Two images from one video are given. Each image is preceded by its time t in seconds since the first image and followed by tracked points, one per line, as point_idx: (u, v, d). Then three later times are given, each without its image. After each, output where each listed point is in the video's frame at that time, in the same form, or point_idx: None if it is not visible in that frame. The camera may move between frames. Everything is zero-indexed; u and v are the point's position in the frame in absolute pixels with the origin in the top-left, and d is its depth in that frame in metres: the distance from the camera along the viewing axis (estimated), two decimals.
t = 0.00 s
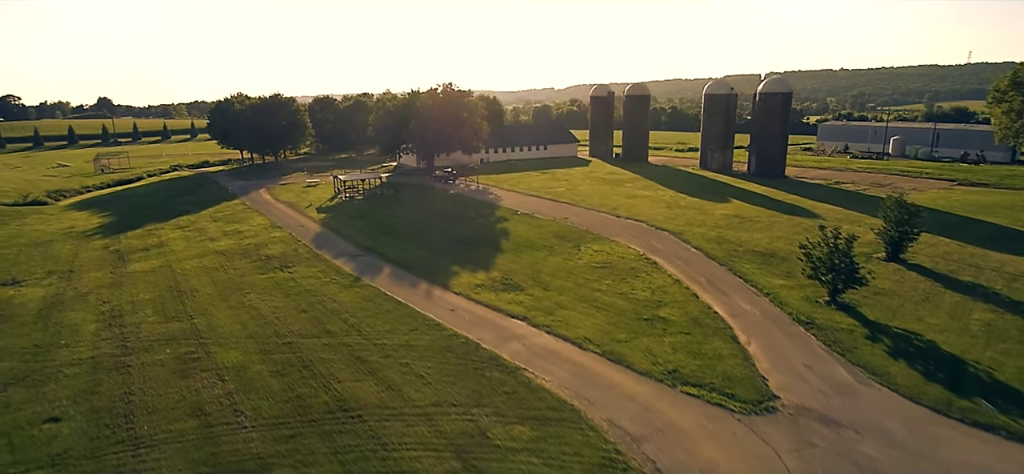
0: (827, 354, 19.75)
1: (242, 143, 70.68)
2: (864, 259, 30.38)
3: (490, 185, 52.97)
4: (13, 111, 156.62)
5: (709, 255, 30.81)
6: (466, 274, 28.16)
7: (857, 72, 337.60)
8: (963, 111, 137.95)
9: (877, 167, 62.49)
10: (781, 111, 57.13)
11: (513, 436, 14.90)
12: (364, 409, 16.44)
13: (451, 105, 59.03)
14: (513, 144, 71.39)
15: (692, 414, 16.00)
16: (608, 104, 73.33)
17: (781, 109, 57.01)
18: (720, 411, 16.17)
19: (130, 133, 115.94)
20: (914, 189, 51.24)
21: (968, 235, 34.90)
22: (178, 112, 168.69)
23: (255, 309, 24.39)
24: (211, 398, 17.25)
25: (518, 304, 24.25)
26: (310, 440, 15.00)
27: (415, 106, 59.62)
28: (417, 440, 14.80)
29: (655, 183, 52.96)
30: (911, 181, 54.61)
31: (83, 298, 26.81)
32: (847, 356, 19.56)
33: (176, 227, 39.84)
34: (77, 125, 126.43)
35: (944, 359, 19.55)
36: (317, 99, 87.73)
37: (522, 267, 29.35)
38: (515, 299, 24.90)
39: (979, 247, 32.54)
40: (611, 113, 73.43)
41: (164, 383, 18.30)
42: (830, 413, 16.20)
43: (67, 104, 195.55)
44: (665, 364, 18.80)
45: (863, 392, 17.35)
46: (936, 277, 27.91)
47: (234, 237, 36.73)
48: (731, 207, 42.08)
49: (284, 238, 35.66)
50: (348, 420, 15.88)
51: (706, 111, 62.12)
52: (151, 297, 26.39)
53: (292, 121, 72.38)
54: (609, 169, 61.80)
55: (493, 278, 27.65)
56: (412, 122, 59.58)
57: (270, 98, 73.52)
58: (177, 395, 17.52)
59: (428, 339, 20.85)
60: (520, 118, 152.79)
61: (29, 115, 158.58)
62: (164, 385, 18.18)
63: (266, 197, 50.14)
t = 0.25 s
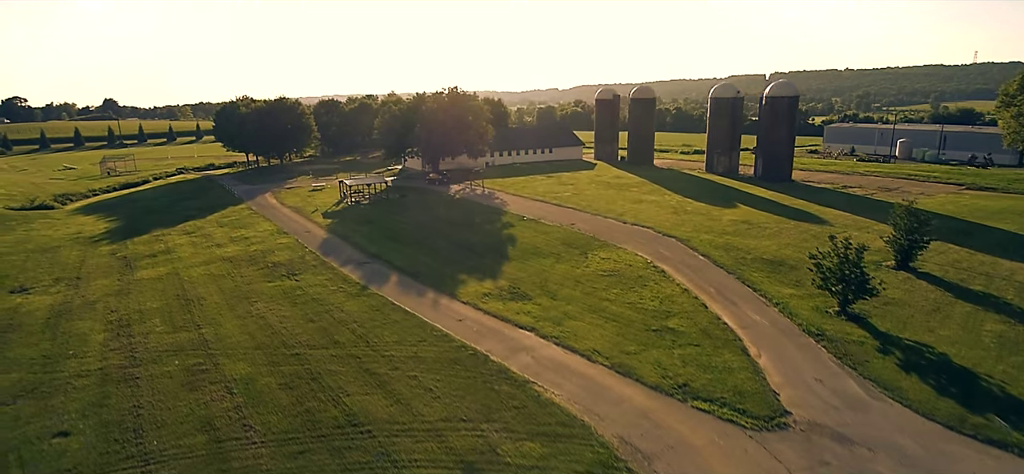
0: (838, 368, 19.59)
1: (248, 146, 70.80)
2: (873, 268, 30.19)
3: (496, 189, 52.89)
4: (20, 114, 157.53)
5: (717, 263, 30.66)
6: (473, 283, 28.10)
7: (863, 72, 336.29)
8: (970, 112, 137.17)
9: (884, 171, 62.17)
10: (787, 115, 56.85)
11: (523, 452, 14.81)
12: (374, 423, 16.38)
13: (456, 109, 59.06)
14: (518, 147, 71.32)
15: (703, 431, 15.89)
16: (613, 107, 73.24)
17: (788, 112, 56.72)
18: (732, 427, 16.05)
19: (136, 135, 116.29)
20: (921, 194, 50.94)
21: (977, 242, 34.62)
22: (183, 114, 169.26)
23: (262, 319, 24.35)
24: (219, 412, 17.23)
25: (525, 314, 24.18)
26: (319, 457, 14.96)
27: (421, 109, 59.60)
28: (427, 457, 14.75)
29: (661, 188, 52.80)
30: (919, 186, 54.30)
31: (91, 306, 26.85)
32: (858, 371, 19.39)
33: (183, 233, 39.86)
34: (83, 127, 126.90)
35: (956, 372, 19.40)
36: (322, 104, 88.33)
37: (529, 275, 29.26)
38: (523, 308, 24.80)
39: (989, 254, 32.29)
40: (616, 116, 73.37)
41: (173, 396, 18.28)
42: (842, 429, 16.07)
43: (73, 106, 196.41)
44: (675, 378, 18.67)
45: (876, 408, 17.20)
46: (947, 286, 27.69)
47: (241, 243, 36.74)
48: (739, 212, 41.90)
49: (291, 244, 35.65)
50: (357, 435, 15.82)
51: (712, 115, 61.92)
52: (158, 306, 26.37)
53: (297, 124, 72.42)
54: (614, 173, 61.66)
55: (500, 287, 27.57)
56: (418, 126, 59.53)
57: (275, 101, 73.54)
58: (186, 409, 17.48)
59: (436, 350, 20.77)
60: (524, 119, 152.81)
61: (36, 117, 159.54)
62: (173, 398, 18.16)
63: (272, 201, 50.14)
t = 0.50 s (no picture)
0: (845, 381, 19.51)
1: (252, 148, 71.00)
2: (880, 275, 30.08)
3: (500, 193, 52.90)
4: (27, 115, 158.40)
5: (723, 270, 30.60)
6: (478, 290, 28.09)
7: (867, 72, 335.08)
8: (975, 113, 136.63)
9: (889, 174, 61.94)
10: (792, 119, 56.67)
11: (529, 468, 14.80)
12: (380, 437, 16.38)
13: (461, 112, 59.12)
14: (522, 150, 71.30)
15: (709, 445, 15.85)
16: (617, 109, 73.15)
17: (793, 116, 56.54)
18: (739, 442, 16.00)
19: (141, 137, 116.73)
20: (927, 198, 50.72)
21: (984, 248, 34.43)
22: (188, 115, 169.87)
23: (267, 328, 24.38)
24: (225, 424, 17.25)
25: (530, 323, 24.14)
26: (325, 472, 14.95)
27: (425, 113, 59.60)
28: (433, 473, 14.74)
29: (665, 192, 52.75)
30: (924, 190, 54.06)
31: (97, 314, 26.95)
32: (865, 383, 19.31)
33: (188, 238, 39.99)
34: (88, 129, 127.43)
35: (964, 385, 19.32)
36: (326, 106, 88.46)
37: (534, 283, 29.23)
38: (528, 317, 24.78)
39: (996, 261, 32.12)
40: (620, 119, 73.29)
41: (178, 408, 18.30)
42: (850, 445, 16.00)
43: (79, 107, 197.23)
44: (681, 390, 18.62)
45: (883, 422, 17.12)
46: (954, 295, 27.57)
47: (246, 249, 36.82)
48: (743, 218, 41.78)
49: (296, 251, 35.73)
50: (363, 449, 15.81)
51: (717, 118, 61.80)
52: (164, 314, 26.44)
53: (301, 127, 72.53)
54: (619, 176, 61.60)
55: (505, 295, 27.56)
56: (422, 129, 59.57)
57: (279, 104, 73.61)
58: (192, 421, 17.50)
59: (441, 361, 20.75)
60: (528, 121, 152.80)
61: (42, 118, 160.32)
62: (179, 410, 18.17)
63: (276, 206, 50.25)
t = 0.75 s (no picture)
0: (848, 393, 19.50)
1: (254, 152, 71.15)
2: (882, 283, 30.05)
3: (503, 197, 52.96)
4: (30, 117, 158.84)
5: (725, 277, 30.59)
6: (481, 298, 28.15)
7: (870, 72, 334.31)
8: (978, 114, 136.33)
9: (892, 178, 61.84)
10: (795, 122, 56.60)
11: None
12: (382, 450, 16.41)
13: (463, 116, 59.19)
14: (524, 153, 71.32)
15: (711, 459, 15.87)
16: (620, 112, 73.14)
17: (795, 120, 56.47)
18: (741, 457, 16.02)
19: (144, 138, 116.96)
20: (930, 202, 50.61)
21: (988, 255, 34.36)
22: (191, 116, 170.20)
23: (270, 337, 24.41)
24: (229, 436, 17.30)
25: (533, 332, 24.16)
26: None
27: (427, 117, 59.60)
28: None
29: (667, 196, 52.75)
30: (927, 194, 53.95)
31: (101, 322, 27.04)
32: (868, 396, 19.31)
33: (191, 244, 40.09)
34: (91, 130, 127.72)
35: (966, 397, 19.32)
36: (329, 108, 88.57)
37: (536, 290, 29.25)
38: (531, 326, 24.81)
39: (999, 268, 32.07)
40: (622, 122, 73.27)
41: (182, 419, 18.36)
42: (852, 459, 16.01)
43: (82, 108, 197.75)
44: (684, 402, 18.63)
45: (886, 436, 17.12)
46: (957, 303, 27.55)
47: (249, 255, 36.91)
48: (746, 223, 41.74)
49: (299, 257, 35.82)
50: (366, 463, 15.85)
51: (719, 122, 61.78)
52: (167, 322, 26.51)
53: (304, 130, 72.66)
54: (621, 180, 61.60)
55: (508, 302, 27.61)
56: (424, 133, 59.64)
57: (281, 107, 73.78)
58: (195, 433, 17.55)
59: (443, 371, 20.77)
60: (530, 122, 152.79)
61: (45, 119, 160.72)
62: (182, 422, 18.22)
63: (279, 210, 50.34)
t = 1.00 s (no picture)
0: (849, 403, 19.51)
1: (255, 153, 71.25)
2: (884, 289, 30.04)
3: (504, 200, 52.99)
4: (32, 117, 159.10)
5: (726, 283, 30.59)
6: (482, 304, 28.18)
7: (872, 72, 333.80)
8: (980, 115, 136.14)
9: (893, 181, 61.80)
10: (797, 125, 56.54)
11: None
12: (383, 459, 16.44)
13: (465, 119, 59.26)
14: (526, 155, 71.36)
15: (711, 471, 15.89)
16: (621, 114, 73.14)
17: (797, 122, 56.41)
18: (741, 468, 16.05)
19: (146, 139, 117.10)
20: (932, 206, 50.55)
21: (990, 260, 34.31)
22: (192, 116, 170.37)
23: (271, 343, 24.45)
24: (230, 445, 17.35)
25: (534, 339, 24.18)
26: None
27: (428, 119, 59.66)
28: None
29: (669, 199, 52.75)
30: (928, 197, 53.90)
31: (103, 327, 27.11)
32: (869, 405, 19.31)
33: (193, 247, 40.15)
34: (94, 131, 127.92)
35: (967, 406, 19.33)
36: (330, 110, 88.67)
37: (537, 295, 29.27)
38: (532, 333, 24.83)
39: (1001, 274, 32.04)
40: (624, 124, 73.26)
41: (184, 427, 18.42)
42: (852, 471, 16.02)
43: (84, 109, 198.03)
44: (685, 411, 18.64)
45: (887, 447, 17.13)
46: (959, 309, 27.54)
47: (250, 259, 36.97)
48: (748, 227, 41.73)
49: (300, 261, 35.88)
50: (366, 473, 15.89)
51: (721, 124, 61.78)
52: (168, 328, 26.56)
53: (305, 132, 72.82)
54: (622, 183, 61.59)
55: (509, 308, 27.64)
56: (426, 135, 59.67)
57: (282, 109, 74.11)
58: (197, 442, 17.60)
59: (444, 379, 20.79)
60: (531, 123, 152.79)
61: (47, 120, 160.99)
62: (184, 430, 18.28)
63: (281, 213, 50.40)
